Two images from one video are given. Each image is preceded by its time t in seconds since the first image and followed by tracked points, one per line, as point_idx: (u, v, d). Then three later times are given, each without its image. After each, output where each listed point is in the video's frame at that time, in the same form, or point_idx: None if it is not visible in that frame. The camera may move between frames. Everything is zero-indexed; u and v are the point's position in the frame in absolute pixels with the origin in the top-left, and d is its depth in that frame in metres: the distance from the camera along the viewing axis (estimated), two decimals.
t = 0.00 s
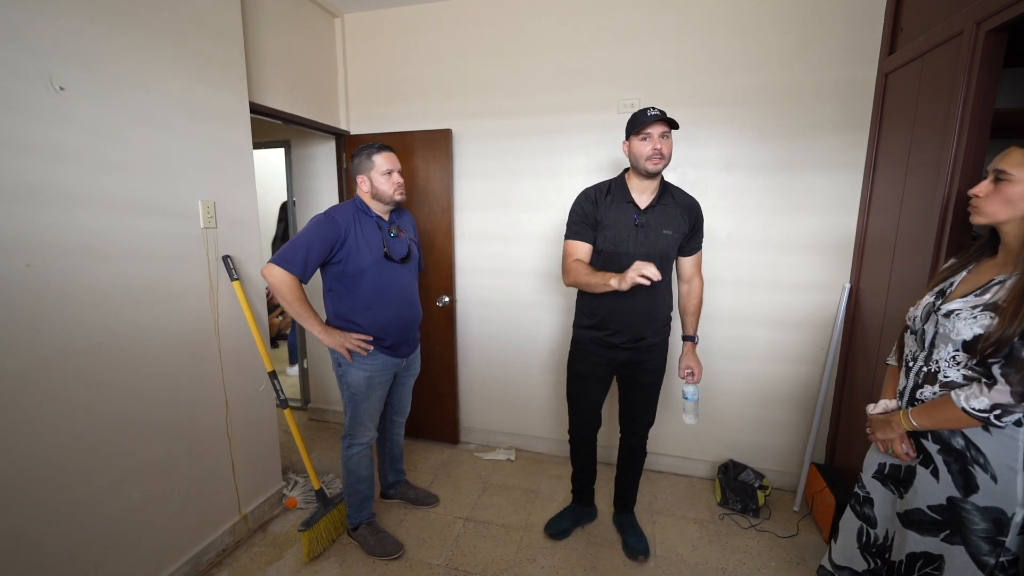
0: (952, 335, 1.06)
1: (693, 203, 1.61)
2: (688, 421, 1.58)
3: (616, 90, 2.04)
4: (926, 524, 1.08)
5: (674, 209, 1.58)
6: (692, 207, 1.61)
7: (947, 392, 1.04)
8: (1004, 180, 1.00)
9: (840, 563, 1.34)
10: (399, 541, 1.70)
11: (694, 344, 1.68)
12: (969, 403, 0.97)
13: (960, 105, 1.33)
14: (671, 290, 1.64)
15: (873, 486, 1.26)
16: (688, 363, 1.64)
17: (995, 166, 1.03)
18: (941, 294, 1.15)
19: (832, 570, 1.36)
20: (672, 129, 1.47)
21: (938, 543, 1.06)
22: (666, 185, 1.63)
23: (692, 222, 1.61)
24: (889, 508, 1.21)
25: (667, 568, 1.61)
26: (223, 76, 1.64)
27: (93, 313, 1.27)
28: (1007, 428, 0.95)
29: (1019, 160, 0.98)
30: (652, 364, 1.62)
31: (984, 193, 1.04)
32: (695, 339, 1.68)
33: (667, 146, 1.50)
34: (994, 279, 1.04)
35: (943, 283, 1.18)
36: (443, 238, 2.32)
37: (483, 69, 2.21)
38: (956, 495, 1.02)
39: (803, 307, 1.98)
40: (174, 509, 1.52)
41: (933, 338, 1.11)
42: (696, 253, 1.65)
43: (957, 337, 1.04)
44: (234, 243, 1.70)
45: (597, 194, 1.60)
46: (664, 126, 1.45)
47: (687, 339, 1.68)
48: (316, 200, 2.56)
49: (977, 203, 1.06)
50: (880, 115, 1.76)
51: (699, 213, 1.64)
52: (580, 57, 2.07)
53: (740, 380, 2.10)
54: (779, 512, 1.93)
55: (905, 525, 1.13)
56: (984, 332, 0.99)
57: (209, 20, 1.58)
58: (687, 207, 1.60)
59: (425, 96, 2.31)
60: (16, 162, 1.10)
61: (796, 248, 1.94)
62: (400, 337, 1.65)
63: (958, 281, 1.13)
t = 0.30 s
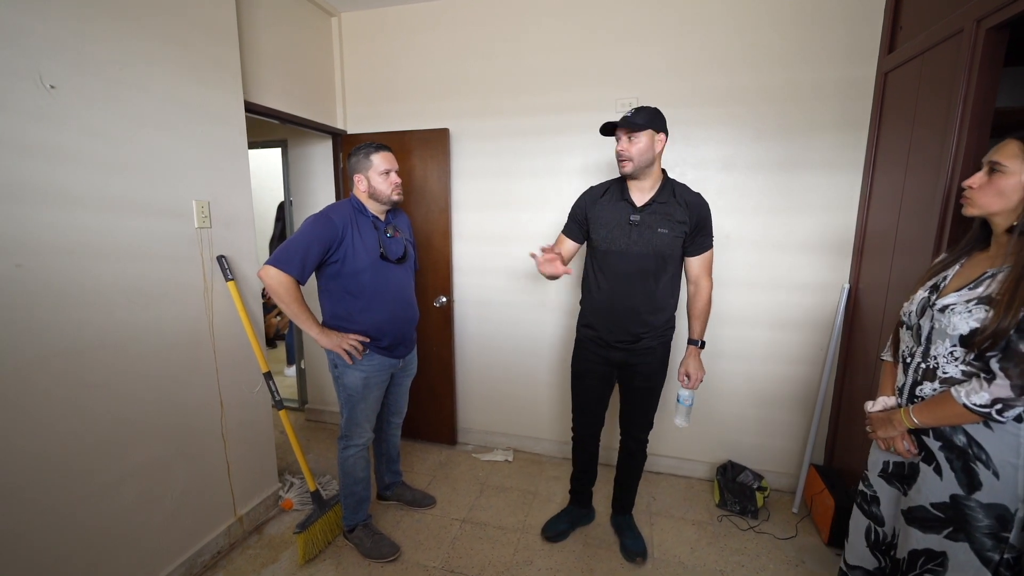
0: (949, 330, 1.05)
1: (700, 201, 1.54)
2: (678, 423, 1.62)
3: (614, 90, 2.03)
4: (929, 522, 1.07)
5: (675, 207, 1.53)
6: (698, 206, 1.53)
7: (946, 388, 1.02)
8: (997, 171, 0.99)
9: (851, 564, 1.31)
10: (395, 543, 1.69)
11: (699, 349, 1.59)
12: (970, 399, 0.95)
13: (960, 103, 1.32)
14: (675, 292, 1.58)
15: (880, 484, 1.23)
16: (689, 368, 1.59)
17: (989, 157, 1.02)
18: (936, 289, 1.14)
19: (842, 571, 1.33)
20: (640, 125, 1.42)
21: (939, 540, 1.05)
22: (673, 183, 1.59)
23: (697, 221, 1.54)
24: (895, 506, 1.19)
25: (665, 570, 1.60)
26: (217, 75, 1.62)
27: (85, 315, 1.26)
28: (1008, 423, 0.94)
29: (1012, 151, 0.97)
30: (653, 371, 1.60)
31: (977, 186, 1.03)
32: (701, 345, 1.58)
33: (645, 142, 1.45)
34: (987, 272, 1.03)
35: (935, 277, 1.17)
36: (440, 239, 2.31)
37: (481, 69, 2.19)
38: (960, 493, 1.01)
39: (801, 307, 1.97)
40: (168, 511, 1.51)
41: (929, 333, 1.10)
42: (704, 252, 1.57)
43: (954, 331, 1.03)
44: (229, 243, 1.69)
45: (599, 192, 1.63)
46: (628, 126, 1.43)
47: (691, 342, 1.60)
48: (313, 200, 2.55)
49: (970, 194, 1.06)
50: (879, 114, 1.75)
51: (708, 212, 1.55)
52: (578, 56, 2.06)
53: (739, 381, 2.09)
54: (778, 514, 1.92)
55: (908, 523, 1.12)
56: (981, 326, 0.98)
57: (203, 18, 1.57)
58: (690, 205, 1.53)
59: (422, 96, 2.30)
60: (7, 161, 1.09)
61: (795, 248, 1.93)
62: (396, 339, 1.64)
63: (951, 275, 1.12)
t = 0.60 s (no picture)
0: (948, 330, 1.03)
1: (691, 205, 1.49)
2: (677, 443, 1.55)
3: (613, 88, 2.02)
4: (927, 522, 1.05)
5: (662, 209, 1.53)
6: (687, 210, 1.49)
7: (944, 389, 1.01)
8: (994, 176, 0.98)
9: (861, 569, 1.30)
10: (392, 546, 1.67)
11: (692, 360, 1.52)
12: (968, 400, 0.94)
13: (962, 101, 1.31)
14: (661, 296, 1.57)
15: (878, 484, 1.23)
16: (682, 382, 1.52)
17: (985, 163, 1.01)
18: (935, 290, 1.12)
19: None
20: (618, 129, 1.49)
21: (938, 540, 1.03)
22: (672, 185, 1.56)
23: (686, 225, 1.49)
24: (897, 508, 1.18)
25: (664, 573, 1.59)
26: (212, 72, 1.61)
27: (76, 316, 1.25)
28: (1004, 425, 0.93)
29: (1008, 156, 0.96)
30: (638, 371, 1.60)
31: (976, 188, 1.02)
32: (694, 356, 1.51)
33: (627, 144, 1.51)
34: (988, 273, 1.01)
35: (935, 278, 1.15)
36: (438, 238, 2.30)
37: (479, 67, 2.18)
38: (957, 494, 1.00)
39: (801, 307, 1.95)
40: (161, 514, 1.49)
41: (929, 334, 1.08)
42: (692, 257, 1.49)
43: (954, 332, 1.01)
44: (224, 243, 1.68)
45: (607, 192, 1.74)
46: (610, 130, 1.51)
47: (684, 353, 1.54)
48: (310, 199, 2.54)
49: (969, 200, 1.04)
50: (880, 114, 1.74)
51: (702, 216, 1.47)
52: (576, 55, 2.04)
53: (739, 382, 2.07)
54: (778, 516, 1.91)
55: (906, 523, 1.10)
56: (981, 327, 0.96)
57: (197, 15, 1.55)
58: (679, 208, 1.50)
59: (420, 94, 2.28)
60: None
61: (795, 248, 1.92)
62: (394, 341, 1.63)
63: (951, 277, 1.10)
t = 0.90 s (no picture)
0: (953, 330, 1.01)
1: (679, 203, 1.48)
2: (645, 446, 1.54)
3: (612, 87, 2.00)
4: (923, 522, 1.04)
5: (651, 208, 1.53)
6: (675, 208, 1.48)
7: (948, 389, 0.99)
8: (1002, 173, 0.96)
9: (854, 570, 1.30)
10: (388, 549, 1.66)
11: (672, 360, 1.48)
12: (972, 399, 0.92)
13: (967, 99, 1.29)
14: (655, 295, 1.56)
15: (874, 485, 1.21)
16: (660, 380, 1.48)
17: (994, 159, 0.99)
18: (940, 289, 1.10)
19: None
20: (609, 128, 1.51)
21: (934, 540, 1.02)
22: (661, 183, 1.55)
23: (673, 224, 1.48)
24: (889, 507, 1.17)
25: None
26: (207, 70, 1.58)
27: (64, 318, 1.22)
28: (1008, 425, 0.90)
29: (1016, 152, 0.94)
30: (633, 370, 1.60)
31: (982, 187, 1.00)
32: (674, 355, 1.47)
33: (617, 143, 1.52)
34: (993, 273, 0.99)
35: (941, 278, 1.13)
36: (435, 238, 2.28)
37: (478, 66, 2.16)
38: (954, 493, 0.98)
39: (801, 308, 1.94)
40: (153, 519, 1.46)
41: (933, 334, 1.06)
42: (679, 255, 1.47)
43: (959, 332, 1.00)
44: (218, 243, 1.66)
45: (605, 191, 1.75)
46: (602, 129, 1.53)
47: (665, 352, 1.50)
48: (307, 199, 2.52)
49: (975, 196, 1.02)
50: (882, 113, 1.72)
51: (689, 214, 1.46)
52: (576, 53, 2.02)
53: (739, 384, 2.05)
54: (778, 519, 1.89)
55: (900, 523, 1.09)
56: (987, 327, 0.94)
57: (191, 12, 1.53)
58: (667, 207, 1.50)
59: (418, 93, 2.26)
60: None
61: (796, 248, 1.90)
62: (388, 342, 1.61)
63: (957, 276, 1.08)
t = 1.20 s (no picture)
0: (967, 333, 0.99)
1: (664, 200, 1.50)
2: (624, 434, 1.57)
3: (611, 85, 1.98)
4: (931, 529, 1.01)
5: (637, 206, 1.54)
6: (661, 206, 1.50)
7: (961, 393, 0.97)
8: (1015, 173, 0.94)
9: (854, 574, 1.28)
10: (383, 553, 1.64)
11: (660, 352, 1.49)
12: (985, 403, 0.90)
13: (971, 95, 1.27)
14: (644, 292, 1.58)
15: (882, 489, 1.18)
16: (643, 370, 1.49)
17: (1005, 159, 0.97)
18: (953, 291, 1.08)
19: None
20: (595, 127, 1.52)
21: (941, 548, 0.99)
22: (645, 182, 1.58)
23: (660, 221, 1.50)
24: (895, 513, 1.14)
25: None
26: (199, 67, 1.56)
27: (51, 320, 1.19)
28: None
29: None
30: (623, 366, 1.63)
31: (994, 187, 0.98)
32: (661, 348, 1.49)
33: (603, 142, 1.52)
34: (1009, 274, 0.97)
35: (953, 279, 1.11)
36: (432, 238, 2.25)
37: (475, 64, 2.14)
38: (966, 500, 0.95)
39: (803, 308, 1.91)
40: (145, 524, 1.44)
41: (946, 336, 1.04)
42: (667, 251, 1.49)
43: (973, 334, 0.98)
44: (212, 243, 1.63)
45: (588, 191, 1.76)
46: (587, 128, 1.54)
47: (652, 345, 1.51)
48: (303, 198, 2.50)
49: (989, 197, 0.99)
50: (884, 111, 1.70)
51: (675, 211, 1.49)
52: (574, 50, 2.00)
53: (739, 385, 2.03)
54: (779, 522, 1.87)
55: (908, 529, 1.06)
56: (1004, 331, 0.93)
57: (183, 9, 1.50)
58: (653, 205, 1.51)
59: (415, 92, 2.24)
60: None
61: (797, 248, 1.88)
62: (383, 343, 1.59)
63: (971, 277, 1.06)
